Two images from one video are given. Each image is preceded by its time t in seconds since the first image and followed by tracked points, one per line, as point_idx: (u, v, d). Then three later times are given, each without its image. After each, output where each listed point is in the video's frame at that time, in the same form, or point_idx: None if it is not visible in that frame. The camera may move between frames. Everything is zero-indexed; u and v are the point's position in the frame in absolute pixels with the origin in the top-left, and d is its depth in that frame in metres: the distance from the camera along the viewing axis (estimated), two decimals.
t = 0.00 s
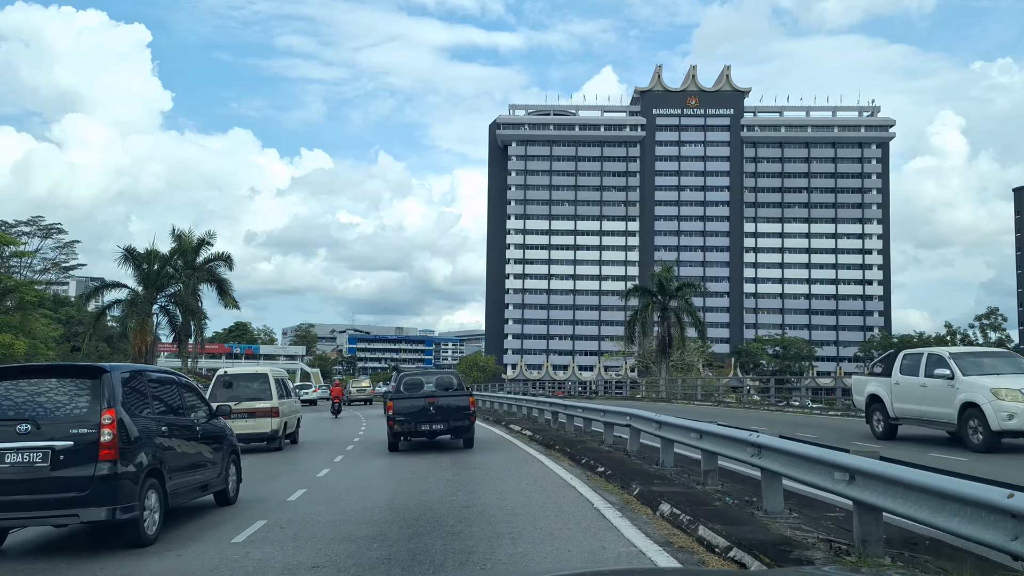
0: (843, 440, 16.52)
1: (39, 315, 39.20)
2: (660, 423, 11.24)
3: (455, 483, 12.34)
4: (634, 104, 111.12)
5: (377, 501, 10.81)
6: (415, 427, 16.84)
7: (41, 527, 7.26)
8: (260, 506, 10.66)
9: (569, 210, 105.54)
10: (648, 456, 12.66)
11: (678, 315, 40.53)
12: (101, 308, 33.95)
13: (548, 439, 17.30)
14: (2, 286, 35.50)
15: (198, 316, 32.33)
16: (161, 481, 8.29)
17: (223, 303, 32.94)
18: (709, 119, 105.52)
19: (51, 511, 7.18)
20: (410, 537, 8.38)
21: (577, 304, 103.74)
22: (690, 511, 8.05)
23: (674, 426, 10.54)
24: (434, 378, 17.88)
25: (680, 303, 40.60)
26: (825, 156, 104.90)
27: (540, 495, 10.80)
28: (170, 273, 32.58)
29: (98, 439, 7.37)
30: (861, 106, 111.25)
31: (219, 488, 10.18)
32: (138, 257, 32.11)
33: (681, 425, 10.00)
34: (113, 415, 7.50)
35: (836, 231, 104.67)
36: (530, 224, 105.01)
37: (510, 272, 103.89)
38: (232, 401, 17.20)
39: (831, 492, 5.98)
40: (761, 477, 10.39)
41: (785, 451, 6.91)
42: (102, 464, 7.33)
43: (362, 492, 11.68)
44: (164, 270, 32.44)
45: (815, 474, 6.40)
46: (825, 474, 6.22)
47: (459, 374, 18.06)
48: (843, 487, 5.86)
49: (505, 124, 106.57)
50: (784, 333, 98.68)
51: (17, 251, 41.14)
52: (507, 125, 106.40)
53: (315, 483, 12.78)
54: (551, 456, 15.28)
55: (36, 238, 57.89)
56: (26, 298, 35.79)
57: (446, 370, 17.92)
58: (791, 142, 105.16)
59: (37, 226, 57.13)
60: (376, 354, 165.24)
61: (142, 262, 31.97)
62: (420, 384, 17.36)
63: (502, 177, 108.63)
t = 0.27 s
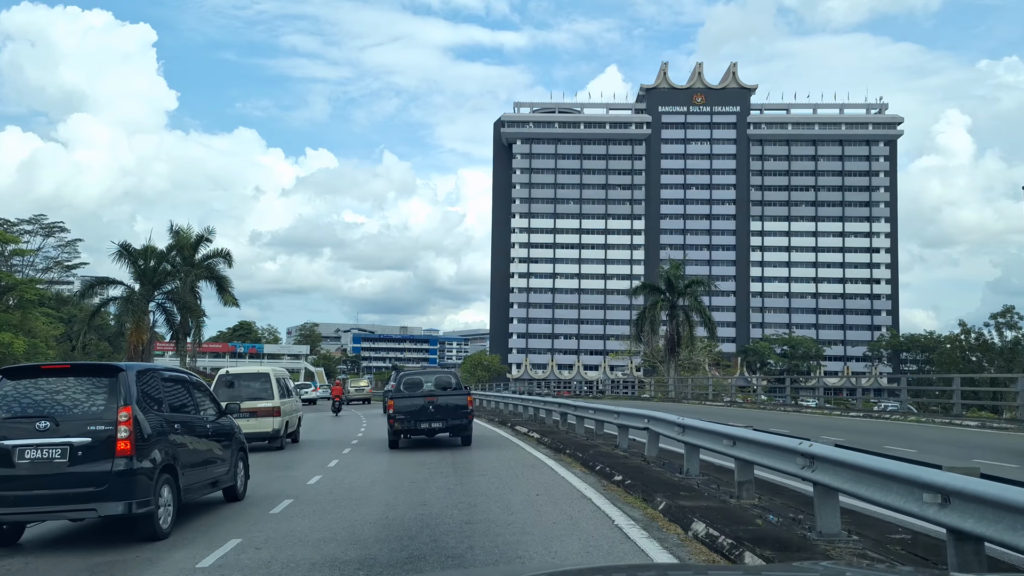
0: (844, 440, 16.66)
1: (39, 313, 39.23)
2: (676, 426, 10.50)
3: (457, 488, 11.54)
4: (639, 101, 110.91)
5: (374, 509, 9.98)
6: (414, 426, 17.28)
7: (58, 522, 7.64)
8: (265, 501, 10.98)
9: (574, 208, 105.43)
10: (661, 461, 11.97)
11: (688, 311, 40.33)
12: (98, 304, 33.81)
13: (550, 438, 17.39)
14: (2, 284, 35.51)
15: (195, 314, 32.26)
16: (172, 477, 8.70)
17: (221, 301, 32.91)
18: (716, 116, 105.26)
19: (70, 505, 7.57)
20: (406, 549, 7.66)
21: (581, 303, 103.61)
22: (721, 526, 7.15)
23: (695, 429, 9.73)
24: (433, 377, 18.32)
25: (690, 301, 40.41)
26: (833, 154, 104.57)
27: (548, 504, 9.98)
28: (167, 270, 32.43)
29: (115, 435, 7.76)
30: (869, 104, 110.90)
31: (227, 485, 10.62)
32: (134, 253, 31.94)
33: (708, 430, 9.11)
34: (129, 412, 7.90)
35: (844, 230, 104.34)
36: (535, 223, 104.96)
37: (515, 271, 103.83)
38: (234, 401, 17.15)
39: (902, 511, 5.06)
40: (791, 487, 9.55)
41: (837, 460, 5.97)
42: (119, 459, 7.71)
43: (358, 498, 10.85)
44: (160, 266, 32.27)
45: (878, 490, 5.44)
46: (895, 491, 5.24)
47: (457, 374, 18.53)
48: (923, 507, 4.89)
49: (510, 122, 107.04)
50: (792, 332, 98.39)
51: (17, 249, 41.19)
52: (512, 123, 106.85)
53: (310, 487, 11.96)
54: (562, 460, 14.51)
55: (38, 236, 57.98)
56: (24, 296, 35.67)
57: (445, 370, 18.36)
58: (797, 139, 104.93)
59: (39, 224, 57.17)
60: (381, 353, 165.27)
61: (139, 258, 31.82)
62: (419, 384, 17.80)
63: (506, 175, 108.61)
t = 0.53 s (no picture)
0: (842, 442, 16.88)
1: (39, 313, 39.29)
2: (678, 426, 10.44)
3: (457, 488, 11.44)
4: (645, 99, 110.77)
5: (373, 510, 9.89)
6: (413, 425, 17.91)
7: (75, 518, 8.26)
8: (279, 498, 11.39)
9: (579, 207, 105.33)
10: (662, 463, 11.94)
11: (698, 310, 40.14)
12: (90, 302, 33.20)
13: (550, 439, 17.57)
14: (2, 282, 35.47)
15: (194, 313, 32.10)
16: (186, 475, 9.27)
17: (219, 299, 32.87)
18: (722, 114, 105.67)
19: (87, 502, 8.19)
20: (408, 549, 7.66)
21: (587, 303, 103.43)
22: (725, 531, 7.01)
23: (698, 431, 9.64)
24: (431, 378, 18.99)
25: (699, 300, 40.26)
26: (840, 152, 104.28)
27: (549, 503, 9.93)
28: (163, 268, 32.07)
29: (130, 435, 8.40)
30: (877, 102, 110.58)
31: (236, 484, 10.71)
32: (129, 251, 31.47)
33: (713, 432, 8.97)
34: (144, 413, 8.53)
35: (851, 228, 104.04)
36: (540, 222, 104.85)
37: (519, 271, 103.68)
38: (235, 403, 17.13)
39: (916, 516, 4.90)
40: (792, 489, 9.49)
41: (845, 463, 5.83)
42: (133, 459, 8.33)
43: (356, 500, 10.74)
44: (156, 264, 31.83)
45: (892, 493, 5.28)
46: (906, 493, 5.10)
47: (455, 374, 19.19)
48: (936, 512, 4.76)
49: (515, 121, 107.04)
50: (799, 332, 97.99)
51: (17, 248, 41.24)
52: (517, 122, 106.89)
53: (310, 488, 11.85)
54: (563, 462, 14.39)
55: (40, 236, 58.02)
56: (25, 295, 35.69)
57: (443, 370, 19.02)
58: (804, 138, 104.74)
59: (41, 224, 57.25)
60: (385, 353, 165.24)
61: (135, 256, 31.39)
62: (418, 385, 18.46)
63: (511, 173, 108.58)
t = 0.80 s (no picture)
0: (841, 443, 16.93)
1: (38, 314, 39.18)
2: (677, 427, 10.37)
3: (452, 489, 11.32)
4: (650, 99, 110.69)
5: (372, 511, 9.77)
6: (412, 425, 18.04)
7: (88, 516, 8.26)
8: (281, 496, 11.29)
9: (584, 207, 105.32)
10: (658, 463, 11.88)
11: (706, 310, 40.00)
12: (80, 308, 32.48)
13: (548, 438, 17.56)
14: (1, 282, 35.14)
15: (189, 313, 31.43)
16: (194, 475, 9.21)
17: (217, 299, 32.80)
18: (727, 113, 105.13)
19: (100, 501, 8.19)
20: (415, 548, 7.61)
21: (592, 303, 103.36)
22: (730, 532, 6.84)
23: (702, 433, 9.52)
24: (430, 379, 19.12)
25: (707, 299, 40.14)
26: (847, 151, 104.11)
27: (548, 504, 9.84)
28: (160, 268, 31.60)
29: (142, 435, 8.39)
30: (884, 100, 110.37)
31: (241, 483, 10.64)
32: (125, 249, 31.14)
33: (718, 434, 8.83)
34: (155, 415, 8.53)
35: (858, 228, 103.91)
36: (544, 222, 104.76)
37: (524, 272, 103.69)
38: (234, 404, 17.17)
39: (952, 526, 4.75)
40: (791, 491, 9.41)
41: (864, 468, 5.69)
42: (145, 459, 8.32)
43: (353, 501, 10.58)
44: (151, 263, 31.47)
45: (918, 502, 5.14)
46: (939, 503, 4.94)
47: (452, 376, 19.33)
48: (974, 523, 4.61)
49: (519, 121, 107.17)
50: (806, 333, 97.79)
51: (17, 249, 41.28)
52: (521, 122, 107.02)
53: (304, 490, 11.67)
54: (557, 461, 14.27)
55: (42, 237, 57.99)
56: (25, 295, 35.22)
57: (441, 372, 19.16)
58: (811, 137, 104.61)
59: (42, 224, 57.23)
60: (389, 354, 165.32)
61: (131, 254, 31.02)
62: (417, 385, 18.59)
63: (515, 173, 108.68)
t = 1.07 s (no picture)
0: (842, 445, 16.97)
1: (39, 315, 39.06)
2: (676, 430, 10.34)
3: (452, 490, 11.32)
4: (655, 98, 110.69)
5: (369, 510, 9.77)
6: (410, 426, 18.18)
7: (100, 515, 8.25)
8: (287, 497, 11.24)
9: (589, 207, 105.22)
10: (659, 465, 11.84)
11: (716, 309, 39.76)
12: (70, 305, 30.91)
13: (547, 438, 17.57)
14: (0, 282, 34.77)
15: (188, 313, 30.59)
16: (203, 475, 9.18)
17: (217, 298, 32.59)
18: (733, 112, 105.04)
19: (113, 500, 8.18)
20: (401, 547, 7.60)
21: (597, 303, 103.23)
22: (723, 532, 6.84)
23: (698, 434, 9.52)
24: (428, 380, 19.23)
25: (718, 298, 39.83)
26: (854, 150, 103.99)
27: (545, 505, 9.82)
28: (156, 267, 30.44)
29: (154, 436, 8.37)
30: (891, 100, 110.23)
31: (247, 483, 10.62)
32: (119, 247, 29.80)
33: (715, 435, 8.83)
34: (166, 416, 8.49)
35: (866, 228, 103.64)
36: (549, 222, 104.68)
37: (529, 272, 103.58)
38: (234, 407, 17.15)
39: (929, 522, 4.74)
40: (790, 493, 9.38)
41: (852, 468, 5.69)
42: (157, 459, 8.31)
43: (352, 500, 10.59)
44: (145, 261, 30.04)
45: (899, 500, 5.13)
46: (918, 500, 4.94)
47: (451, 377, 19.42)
48: (949, 517, 4.60)
49: (524, 121, 107.10)
50: (814, 333, 97.51)
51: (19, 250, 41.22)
52: (526, 122, 106.95)
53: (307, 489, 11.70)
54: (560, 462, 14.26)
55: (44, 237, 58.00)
56: (24, 295, 34.88)
57: (439, 373, 19.25)
58: (817, 136, 104.52)
59: (45, 225, 57.24)
60: (394, 355, 165.37)
61: (123, 252, 29.58)
62: (416, 387, 18.70)
63: (520, 173, 108.70)
